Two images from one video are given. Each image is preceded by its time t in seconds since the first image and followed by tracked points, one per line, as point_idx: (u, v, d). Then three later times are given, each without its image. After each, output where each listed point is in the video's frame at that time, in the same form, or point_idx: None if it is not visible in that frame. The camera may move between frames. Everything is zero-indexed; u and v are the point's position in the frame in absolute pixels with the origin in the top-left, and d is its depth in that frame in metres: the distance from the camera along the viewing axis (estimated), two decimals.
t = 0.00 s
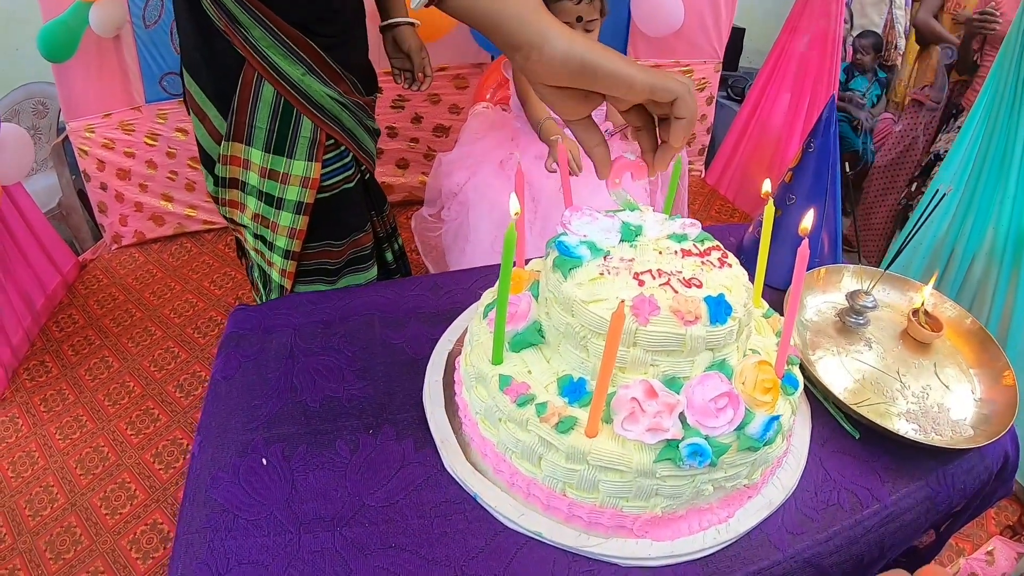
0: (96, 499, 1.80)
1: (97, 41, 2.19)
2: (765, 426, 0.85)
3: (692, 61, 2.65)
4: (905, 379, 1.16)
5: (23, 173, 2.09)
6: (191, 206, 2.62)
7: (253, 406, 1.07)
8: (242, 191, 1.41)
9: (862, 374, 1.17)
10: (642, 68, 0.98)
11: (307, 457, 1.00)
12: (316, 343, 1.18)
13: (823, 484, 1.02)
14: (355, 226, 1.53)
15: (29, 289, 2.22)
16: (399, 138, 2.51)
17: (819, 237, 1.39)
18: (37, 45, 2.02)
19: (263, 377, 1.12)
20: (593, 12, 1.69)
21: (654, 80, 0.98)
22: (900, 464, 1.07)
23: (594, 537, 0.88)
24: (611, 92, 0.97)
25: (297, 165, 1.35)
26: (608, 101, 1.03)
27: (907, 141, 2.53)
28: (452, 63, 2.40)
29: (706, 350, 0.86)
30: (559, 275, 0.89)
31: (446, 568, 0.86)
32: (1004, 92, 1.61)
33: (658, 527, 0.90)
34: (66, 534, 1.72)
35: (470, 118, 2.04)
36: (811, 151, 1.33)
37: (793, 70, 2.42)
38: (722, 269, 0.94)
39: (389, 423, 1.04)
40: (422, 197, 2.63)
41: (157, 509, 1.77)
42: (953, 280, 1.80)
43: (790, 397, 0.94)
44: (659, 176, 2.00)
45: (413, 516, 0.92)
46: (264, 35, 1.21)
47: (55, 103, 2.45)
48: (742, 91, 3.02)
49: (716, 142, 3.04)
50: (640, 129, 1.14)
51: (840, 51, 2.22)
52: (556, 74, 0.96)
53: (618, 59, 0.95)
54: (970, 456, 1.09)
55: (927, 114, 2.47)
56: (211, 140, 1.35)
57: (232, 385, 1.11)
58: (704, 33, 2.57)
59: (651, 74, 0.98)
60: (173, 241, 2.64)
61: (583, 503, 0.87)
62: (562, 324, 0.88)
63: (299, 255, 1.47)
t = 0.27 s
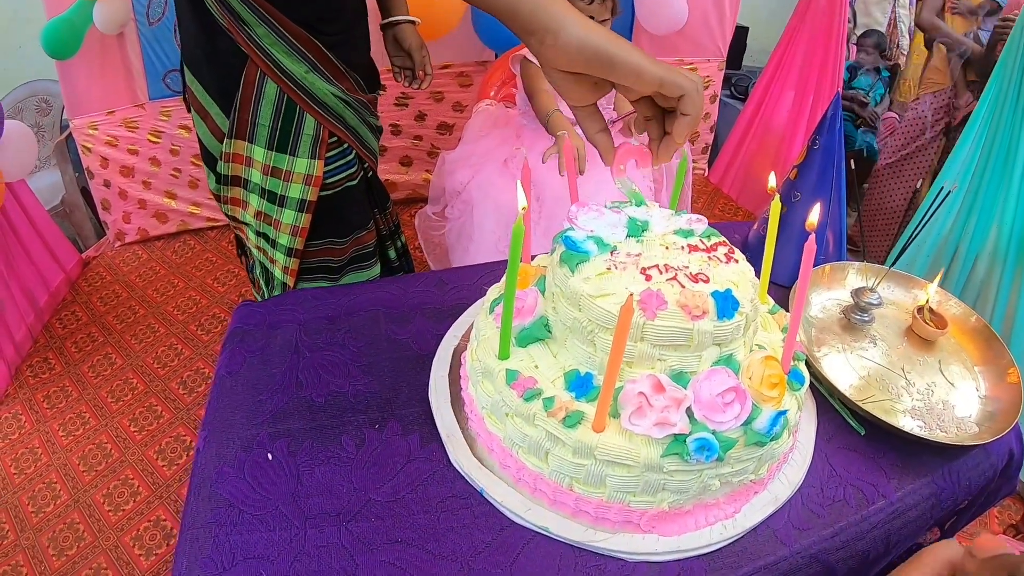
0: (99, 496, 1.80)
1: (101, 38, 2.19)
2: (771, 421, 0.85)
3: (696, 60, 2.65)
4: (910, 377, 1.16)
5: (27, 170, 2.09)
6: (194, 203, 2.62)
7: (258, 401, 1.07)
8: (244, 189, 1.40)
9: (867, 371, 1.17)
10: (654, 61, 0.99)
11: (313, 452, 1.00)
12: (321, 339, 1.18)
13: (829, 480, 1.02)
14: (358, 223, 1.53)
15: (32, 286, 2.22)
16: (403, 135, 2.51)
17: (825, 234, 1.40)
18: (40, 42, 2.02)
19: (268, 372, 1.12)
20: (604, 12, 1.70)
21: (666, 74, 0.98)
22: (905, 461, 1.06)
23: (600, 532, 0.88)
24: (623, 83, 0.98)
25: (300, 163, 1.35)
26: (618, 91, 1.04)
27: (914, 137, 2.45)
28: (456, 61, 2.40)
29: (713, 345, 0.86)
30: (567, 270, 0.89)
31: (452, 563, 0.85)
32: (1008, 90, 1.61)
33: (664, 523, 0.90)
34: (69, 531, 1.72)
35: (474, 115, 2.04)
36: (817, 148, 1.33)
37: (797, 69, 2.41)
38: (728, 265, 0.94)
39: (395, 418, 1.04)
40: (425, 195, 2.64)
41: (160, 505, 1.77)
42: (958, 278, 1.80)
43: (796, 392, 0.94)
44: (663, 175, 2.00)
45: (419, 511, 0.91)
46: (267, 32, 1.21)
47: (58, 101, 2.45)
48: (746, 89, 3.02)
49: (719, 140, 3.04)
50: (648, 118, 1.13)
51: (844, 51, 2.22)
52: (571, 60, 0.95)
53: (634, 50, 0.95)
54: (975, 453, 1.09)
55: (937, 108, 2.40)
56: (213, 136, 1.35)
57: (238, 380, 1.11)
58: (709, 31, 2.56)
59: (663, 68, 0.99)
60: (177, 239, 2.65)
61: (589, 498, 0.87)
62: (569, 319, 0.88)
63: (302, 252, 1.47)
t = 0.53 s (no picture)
0: (102, 494, 1.81)
1: (105, 37, 2.20)
2: (773, 421, 0.85)
3: (699, 59, 2.65)
4: (912, 377, 1.16)
5: (30, 169, 2.10)
6: (197, 202, 2.63)
7: (261, 400, 1.08)
8: (246, 189, 1.40)
9: (869, 371, 1.17)
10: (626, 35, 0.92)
11: (316, 450, 1.00)
12: (324, 337, 1.18)
13: (830, 480, 1.02)
14: (360, 223, 1.54)
15: (35, 284, 2.23)
16: (406, 134, 2.52)
17: (827, 234, 1.40)
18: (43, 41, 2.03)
19: (272, 371, 1.12)
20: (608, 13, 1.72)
21: (630, 52, 0.92)
22: (907, 461, 1.07)
23: (602, 531, 0.88)
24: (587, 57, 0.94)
25: (303, 163, 1.35)
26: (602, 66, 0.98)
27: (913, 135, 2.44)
28: (458, 60, 2.40)
29: (715, 345, 0.86)
30: (570, 270, 0.90)
31: (454, 561, 0.86)
32: (1011, 89, 1.63)
33: (666, 522, 0.90)
34: (72, 528, 1.73)
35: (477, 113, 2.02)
36: (818, 150, 1.33)
37: (800, 69, 2.41)
38: (730, 265, 0.94)
39: (398, 417, 1.05)
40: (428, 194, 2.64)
41: (163, 503, 1.77)
42: (959, 279, 1.79)
43: (797, 392, 0.94)
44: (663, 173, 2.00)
45: (422, 509, 0.92)
46: (270, 31, 1.21)
47: (62, 99, 2.45)
48: (748, 89, 3.02)
49: (722, 140, 3.04)
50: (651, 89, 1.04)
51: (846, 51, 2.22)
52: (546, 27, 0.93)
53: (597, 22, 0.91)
54: (976, 454, 1.09)
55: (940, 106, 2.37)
56: (216, 136, 1.35)
57: (241, 379, 1.11)
58: (711, 30, 2.56)
59: (631, 46, 0.92)
60: (180, 237, 2.65)
61: (592, 497, 0.88)
62: (572, 318, 0.88)
63: (304, 252, 1.47)
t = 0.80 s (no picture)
0: (103, 493, 1.81)
1: (106, 37, 2.20)
2: (771, 421, 0.85)
3: (699, 59, 2.65)
4: (911, 377, 1.16)
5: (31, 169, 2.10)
6: (198, 202, 2.63)
7: (261, 400, 1.08)
8: (246, 189, 1.40)
9: (868, 371, 1.17)
10: (555, 75, 0.83)
11: (315, 449, 1.00)
12: (324, 337, 1.18)
13: (829, 480, 1.02)
14: (360, 222, 1.54)
15: (36, 284, 2.23)
16: (407, 134, 2.52)
17: (827, 233, 1.40)
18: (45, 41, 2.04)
19: (272, 370, 1.13)
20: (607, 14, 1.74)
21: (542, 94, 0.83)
22: (906, 461, 1.07)
23: (600, 530, 0.88)
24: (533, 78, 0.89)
25: (303, 162, 1.35)
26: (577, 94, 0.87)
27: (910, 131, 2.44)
28: (459, 60, 2.40)
29: (713, 344, 0.86)
30: (568, 270, 0.90)
31: (452, 560, 0.86)
32: (1012, 87, 1.63)
33: (664, 521, 0.90)
34: (73, 528, 1.73)
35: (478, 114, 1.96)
36: (818, 149, 1.34)
37: (801, 69, 2.42)
38: (729, 265, 0.95)
39: (397, 417, 1.05)
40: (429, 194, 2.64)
41: (164, 503, 1.78)
42: (960, 278, 1.79)
43: (796, 392, 0.94)
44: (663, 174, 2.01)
45: (420, 509, 0.92)
46: (269, 31, 1.22)
47: (63, 99, 2.46)
48: (749, 88, 3.02)
49: (722, 139, 3.03)
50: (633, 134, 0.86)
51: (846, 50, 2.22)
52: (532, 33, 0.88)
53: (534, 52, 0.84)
54: (974, 454, 1.09)
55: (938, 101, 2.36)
56: (216, 137, 1.35)
57: (241, 378, 1.12)
58: (712, 30, 2.56)
59: (548, 89, 0.83)
60: (181, 237, 2.66)
61: (590, 497, 0.88)
62: (570, 318, 0.88)
63: (304, 252, 1.48)
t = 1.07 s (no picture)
0: (103, 494, 1.81)
1: (104, 38, 2.20)
2: (770, 420, 0.85)
3: (699, 58, 2.64)
4: (910, 376, 1.16)
5: (30, 170, 2.10)
6: (197, 202, 2.63)
7: (258, 400, 1.08)
8: (244, 189, 1.40)
9: (867, 370, 1.17)
10: (547, 89, 0.83)
11: (312, 450, 1.00)
12: (321, 337, 1.18)
13: (828, 480, 1.02)
14: (359, 222, 1.54)
15: (36, 285, 2.23)
16: (405, 134, 2.51)
17: (826, 232, 1.40)
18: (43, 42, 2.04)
19: (269, 371, 1.12)
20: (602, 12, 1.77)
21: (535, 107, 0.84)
22: (905, 460, 1.06)
23: (598, 530, 0.88)
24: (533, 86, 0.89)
25: (302, 162, 1.35)
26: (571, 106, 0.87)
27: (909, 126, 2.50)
28: (457, 60, 2.40)
29: (710, 343, 0.86)
30: (564, 269, 0.89)
31: (449, 560, 0.86)
32: (1011, 85, 1.62)
33: (662, 522, 0.90)
34: (72, 528, 1.73)
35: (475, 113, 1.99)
36: (816, 147, 1.33)
37: (800, 66, 2.42)
38: (726, 263, 0.94)
39: (394, 417, 1.05)
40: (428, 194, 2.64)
41: (163, 503, 1.77)
42: (960, 278, 1.79)
43: (795, 391, 0.94)
44: (661, 172, 1.99)
45: (417, 509, 0.92)
46: (266, 30, 1.21)
47: (62, 100, 2.46)
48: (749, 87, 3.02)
49: (721, 138, 3.03)
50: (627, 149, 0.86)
51: (845, 48, 2.23)
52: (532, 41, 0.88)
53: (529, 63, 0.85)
54: (974, 453, 1.08)
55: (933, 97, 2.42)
56: (213, 137, 1.35)
57: (238, 378, 1.11)
58: (711, 28, 2.56)
59: (540, 103, 0.83)
60: (180, 238, 2.66)
61: (587, 497, 0.88)
62: (566, 317, 0.88)
63: (303, 251, 1.47)
